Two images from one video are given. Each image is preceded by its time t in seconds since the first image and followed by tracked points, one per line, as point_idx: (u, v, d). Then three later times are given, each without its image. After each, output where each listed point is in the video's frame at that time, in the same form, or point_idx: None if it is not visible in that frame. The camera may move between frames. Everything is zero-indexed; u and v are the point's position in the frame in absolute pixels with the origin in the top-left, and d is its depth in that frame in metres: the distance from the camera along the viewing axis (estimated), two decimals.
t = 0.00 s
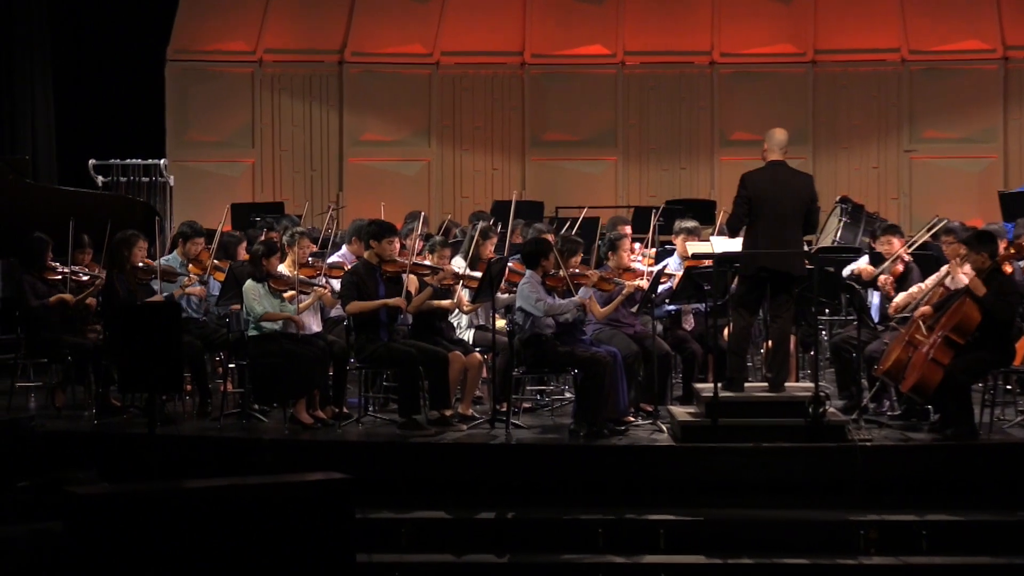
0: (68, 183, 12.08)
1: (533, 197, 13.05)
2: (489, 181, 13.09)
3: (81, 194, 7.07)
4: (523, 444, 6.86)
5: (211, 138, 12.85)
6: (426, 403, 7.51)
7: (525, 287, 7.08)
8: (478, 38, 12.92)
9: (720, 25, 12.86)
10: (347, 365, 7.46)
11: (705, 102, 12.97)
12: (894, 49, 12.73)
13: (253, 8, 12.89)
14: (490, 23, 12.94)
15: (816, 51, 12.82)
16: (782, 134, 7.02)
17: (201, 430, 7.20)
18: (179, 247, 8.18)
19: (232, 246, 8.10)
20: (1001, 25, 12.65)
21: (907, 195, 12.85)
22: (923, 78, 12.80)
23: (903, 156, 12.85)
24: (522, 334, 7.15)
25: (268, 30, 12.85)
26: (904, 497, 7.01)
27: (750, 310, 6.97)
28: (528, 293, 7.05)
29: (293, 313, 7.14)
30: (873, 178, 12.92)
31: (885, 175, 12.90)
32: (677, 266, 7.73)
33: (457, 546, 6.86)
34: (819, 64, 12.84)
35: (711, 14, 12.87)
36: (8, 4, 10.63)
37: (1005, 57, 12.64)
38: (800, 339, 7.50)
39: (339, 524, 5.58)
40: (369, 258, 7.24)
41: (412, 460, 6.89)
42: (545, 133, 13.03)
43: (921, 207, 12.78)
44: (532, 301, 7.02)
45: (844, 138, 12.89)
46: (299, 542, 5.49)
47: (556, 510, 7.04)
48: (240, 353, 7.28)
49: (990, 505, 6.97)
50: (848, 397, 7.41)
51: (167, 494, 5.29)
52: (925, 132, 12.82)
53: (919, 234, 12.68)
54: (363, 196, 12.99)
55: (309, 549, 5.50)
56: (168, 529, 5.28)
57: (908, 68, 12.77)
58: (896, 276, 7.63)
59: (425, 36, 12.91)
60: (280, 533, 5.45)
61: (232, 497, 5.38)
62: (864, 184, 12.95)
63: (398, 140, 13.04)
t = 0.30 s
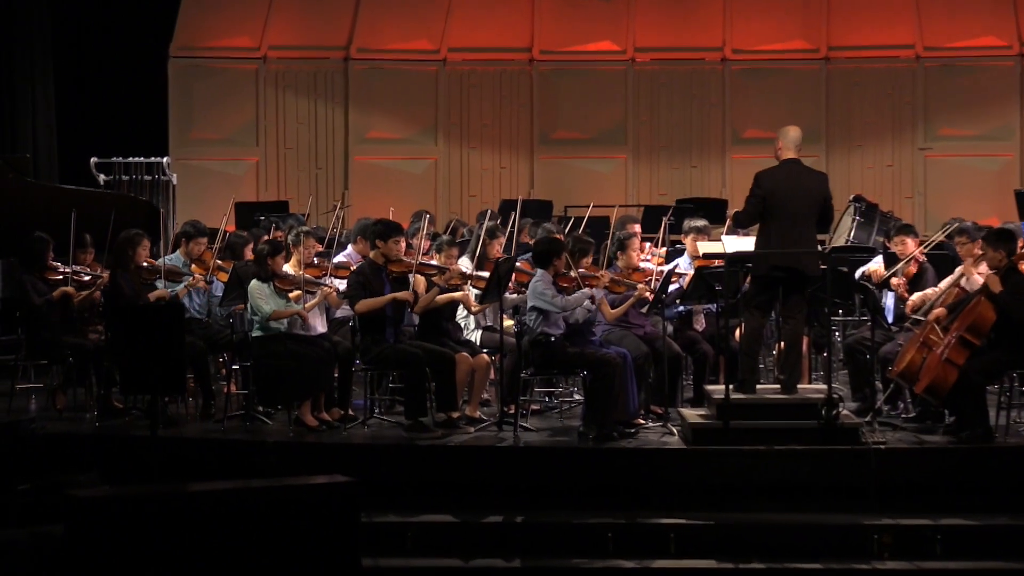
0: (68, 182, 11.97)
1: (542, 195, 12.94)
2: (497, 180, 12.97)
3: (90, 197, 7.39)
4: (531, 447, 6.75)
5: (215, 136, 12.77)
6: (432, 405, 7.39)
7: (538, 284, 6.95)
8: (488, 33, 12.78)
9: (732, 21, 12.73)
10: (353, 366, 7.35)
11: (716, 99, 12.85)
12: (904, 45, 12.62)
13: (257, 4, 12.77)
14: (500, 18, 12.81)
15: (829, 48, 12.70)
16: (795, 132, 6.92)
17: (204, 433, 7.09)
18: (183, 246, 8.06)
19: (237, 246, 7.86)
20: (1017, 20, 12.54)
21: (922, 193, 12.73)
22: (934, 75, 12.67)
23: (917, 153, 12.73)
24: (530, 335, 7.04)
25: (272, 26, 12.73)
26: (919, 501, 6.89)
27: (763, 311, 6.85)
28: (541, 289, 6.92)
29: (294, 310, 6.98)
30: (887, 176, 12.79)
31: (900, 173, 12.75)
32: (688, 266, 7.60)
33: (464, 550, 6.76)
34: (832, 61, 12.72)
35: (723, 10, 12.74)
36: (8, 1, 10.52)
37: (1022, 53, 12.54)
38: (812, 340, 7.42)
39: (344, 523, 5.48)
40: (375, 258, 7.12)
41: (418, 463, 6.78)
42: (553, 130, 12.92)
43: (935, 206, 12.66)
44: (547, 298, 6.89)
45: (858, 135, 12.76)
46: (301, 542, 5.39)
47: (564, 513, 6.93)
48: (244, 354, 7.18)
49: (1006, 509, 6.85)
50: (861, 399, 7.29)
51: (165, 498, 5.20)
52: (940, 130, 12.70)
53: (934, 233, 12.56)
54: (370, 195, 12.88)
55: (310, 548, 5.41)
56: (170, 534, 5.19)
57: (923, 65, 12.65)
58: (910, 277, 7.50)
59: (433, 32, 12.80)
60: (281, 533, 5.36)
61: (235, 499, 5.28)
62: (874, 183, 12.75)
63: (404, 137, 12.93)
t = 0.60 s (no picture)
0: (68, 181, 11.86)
1: (547, 194, 12.84)
2: (502, 178, 12.86)
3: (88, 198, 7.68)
4: (536, 449, 6.64)
5: (216, 133, 12.67)
6: (436, 406, 7.28)
7: (546, 282, 6.85)
8: (494, 30, 12.68)
9: (740, 17, 12.62)
10: (355, 367, 7.23)
11: (724, 96, 12.73)
12: (913, 41, 12.50)
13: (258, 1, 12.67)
14: (506, 15, 12.71)
15: (840, 44, 12.59)
16: (803, 129, 6.78)
17: (205, 435, 6.98)
18: (183, 245, 7.95)
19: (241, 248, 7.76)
20: None
21: (934, 191, 12.61)
22: (943, 72, 12.56)
23: (929, 151, 12.62)
24: (536, 336, 6.94)
25: (273, 23, 12.63)
26: (931, 504, 6.77)
27: (772, 311, 6.73)
28: (550, 288, 6.82)
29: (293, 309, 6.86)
30: (898, 174, 12.68)
31: (912, 170, 12.65)
32: (695, 266, 7.46)
33: (468, 554, 6.65)
34: (842, 57, 12.62)
35: (731, 5, 12.62)
36: None
37: None
38: (821, 340, 7.31)
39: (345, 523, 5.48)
40: (376, 258, 7.00)
41: (421, 465, 6.67)
42: (559, 128, 12.81)
43: (947, 204, 12.54)
44: (558, 296, 6.80)
45: (869, 133, 12.67)
46: (300, 542, 5.41)
47: (570, 517, 6.81)
48: (245, 355, 7.09)
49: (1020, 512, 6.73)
50: (872, 401, 7.17)
51: (165, 504, 5.19)
52: (953, 127, 12.57)
53: (945, 232, 12.44)
54: (373, 193, 12.78)
55: (310, 549, 5.42)
56: (171, 537, 5.21)
57: (935, 61, 12.54)
58: (915, 278, 7.28)
59: (437, 28, 12.68)
60: (281, 533, 5.37)
61: (235, 502, 5.30)
62: (887, 181, 12.70)
63: (408, 135, 12.82)
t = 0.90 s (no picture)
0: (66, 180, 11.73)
1: (553, 192, 12.72)
2: (506, 177, 12.74)
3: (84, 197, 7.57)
4: (542, 452, 6.52)
5: (216, 131, 12.55)
6: (439, 409, 7.16)
7: (553, 283, 6.76)
8: (500, 26, 12.57)
9: (749, 13, 12.50)
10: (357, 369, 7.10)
11: (733, 93, 12.63)
12: (921, 37, 12.38)
13: None
14: (511, 11, 12.60)
15: (850, 40, 12.46)
16: (810, 128, 6.70)
17: (205, 437, 6.86)
18: (183, 244, 7.83)
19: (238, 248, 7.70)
20: None
21: (946, 190, 12.49)
22: (955, 69, 12.44)
23: (941, 149, 12.50)
24: (541, 336, 6.83)
25: (274, 19, 12.50)
26: (943, 508, 6.65)
27: (779, 311, 6.61)
28: (558, 288, 6.72)
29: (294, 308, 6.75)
30: (909, 172, 12.56)
31: (924, 168, 12.54)
32: (704, 265, 7.28)
33: (471, 558, 6.54)
34: (852, 54, 12.49)
35: (739, 2, 12.51)
36: None
37: None
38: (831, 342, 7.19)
39: (345, 523, 5.52)
40: (379, 257, 6.88)
41: (425, 468, 6.56)
42: (564, 125, 12.70)
43: (960, 203, 12.42)
44: (568, 296, 6.69)
45: (880, 131, 12.56)
46: (300, 542, 5.43)
47: (577, 521, 6.70)
48: (245, 356, 6.96)
49: None
50: (883, 403, 7.04)
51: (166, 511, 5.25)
52: (965, 125, 12.45)
53: (958, 232, 12.32)
54: (377, 191, 12.66)
55: (310, 548, 5.44)
56: (171, 537, 5.24)
57: (947, 57, 12.42)
58: (921, 280, 7.11)
59: (441, 24, 12.57)
60: (282, 530, 5.40)
61: (235, 503, 5.32)
62: (898, 179, 12.58)
63: (411, 133, 12.71)
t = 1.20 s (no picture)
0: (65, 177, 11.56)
1: (561, 190, 12.57)
2: (514, 174, 12.58)
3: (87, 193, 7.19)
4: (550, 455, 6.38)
5: (218, 128, 12.40)
6: (445, 411, 7.01)
7: (560, 285, 6.60)
8: (510, 21, 12.43)
9: (761, 8, 12.36)
10: (362, 370, 6.95)
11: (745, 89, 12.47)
12: (933, 33, 12.25)
13: None
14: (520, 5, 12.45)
15: (865, 35, 12.33)
16: (819, 127, 6.58)
17: (205, 440, 6.71)
18: (184, 244, 7.69)
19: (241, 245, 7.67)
20: None
21: (963, 188, 12.33)
22: (972, 64, 12.28)
23: (958, 146, 12.34)
24: (549, 337, 6.68)
25: (277, 13, 12.35)
26: (961, 514, 6.50)
27: (790, 312, 6.49)
28: (564, 292, 6.56)
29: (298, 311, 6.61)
30: (926, 170, 12.40)
31: (941, 166, 12.38)
32: (716, 265, 7.12)
33: (478, 563, 6.39)
34: (868, 48, 12.35)
35: None
36: None
37: None
38: (845, 343, 7.03)
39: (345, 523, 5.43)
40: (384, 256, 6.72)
41: (430, 472, 6.41)
42: (573, 121, 12.57)
43: (977, 201, 12.26)
44: (574, 300, 6.52)
45: (896, 128, 12.39)
46: (300, 542, 5.33)
47: (585, 527, 6.56)
48: (247, 357, 6.81)
49: None
50: (899, 405, 6.89)
51: (165, 514, 5.11)
52: (982, 121, 12.30)
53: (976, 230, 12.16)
54: (383, 189, 12.53)
55: (311, 548, 5.35)
56: (171, 538, 5.12)
57: (964, 52, 12.26)
58: (940, 278, 6.98)
59: (446, 19, 12.43)
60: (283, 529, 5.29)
61: (236, 505, 5.23)
62: (914, 177, 12.41)
63: (416, 129, 12.57)
